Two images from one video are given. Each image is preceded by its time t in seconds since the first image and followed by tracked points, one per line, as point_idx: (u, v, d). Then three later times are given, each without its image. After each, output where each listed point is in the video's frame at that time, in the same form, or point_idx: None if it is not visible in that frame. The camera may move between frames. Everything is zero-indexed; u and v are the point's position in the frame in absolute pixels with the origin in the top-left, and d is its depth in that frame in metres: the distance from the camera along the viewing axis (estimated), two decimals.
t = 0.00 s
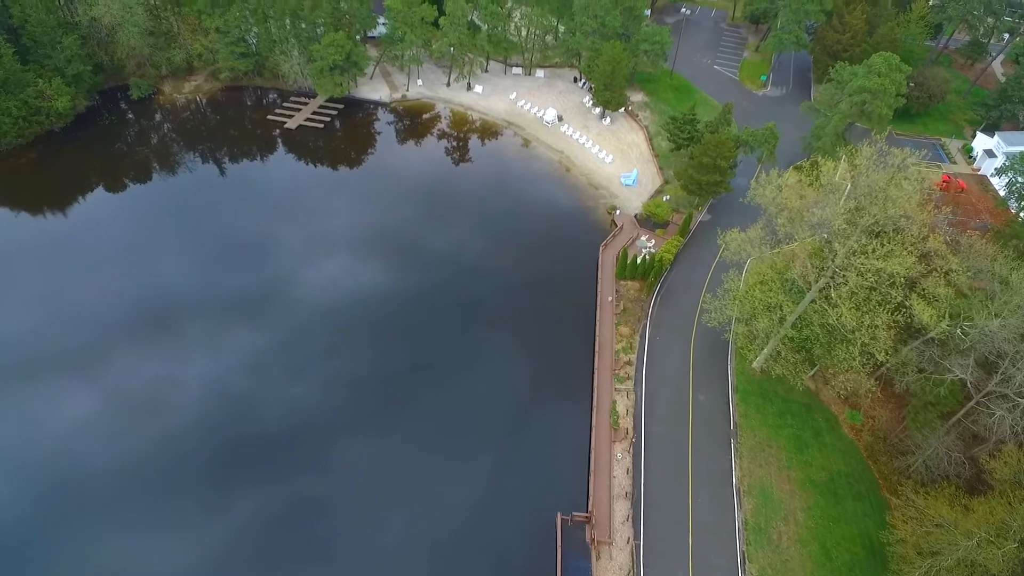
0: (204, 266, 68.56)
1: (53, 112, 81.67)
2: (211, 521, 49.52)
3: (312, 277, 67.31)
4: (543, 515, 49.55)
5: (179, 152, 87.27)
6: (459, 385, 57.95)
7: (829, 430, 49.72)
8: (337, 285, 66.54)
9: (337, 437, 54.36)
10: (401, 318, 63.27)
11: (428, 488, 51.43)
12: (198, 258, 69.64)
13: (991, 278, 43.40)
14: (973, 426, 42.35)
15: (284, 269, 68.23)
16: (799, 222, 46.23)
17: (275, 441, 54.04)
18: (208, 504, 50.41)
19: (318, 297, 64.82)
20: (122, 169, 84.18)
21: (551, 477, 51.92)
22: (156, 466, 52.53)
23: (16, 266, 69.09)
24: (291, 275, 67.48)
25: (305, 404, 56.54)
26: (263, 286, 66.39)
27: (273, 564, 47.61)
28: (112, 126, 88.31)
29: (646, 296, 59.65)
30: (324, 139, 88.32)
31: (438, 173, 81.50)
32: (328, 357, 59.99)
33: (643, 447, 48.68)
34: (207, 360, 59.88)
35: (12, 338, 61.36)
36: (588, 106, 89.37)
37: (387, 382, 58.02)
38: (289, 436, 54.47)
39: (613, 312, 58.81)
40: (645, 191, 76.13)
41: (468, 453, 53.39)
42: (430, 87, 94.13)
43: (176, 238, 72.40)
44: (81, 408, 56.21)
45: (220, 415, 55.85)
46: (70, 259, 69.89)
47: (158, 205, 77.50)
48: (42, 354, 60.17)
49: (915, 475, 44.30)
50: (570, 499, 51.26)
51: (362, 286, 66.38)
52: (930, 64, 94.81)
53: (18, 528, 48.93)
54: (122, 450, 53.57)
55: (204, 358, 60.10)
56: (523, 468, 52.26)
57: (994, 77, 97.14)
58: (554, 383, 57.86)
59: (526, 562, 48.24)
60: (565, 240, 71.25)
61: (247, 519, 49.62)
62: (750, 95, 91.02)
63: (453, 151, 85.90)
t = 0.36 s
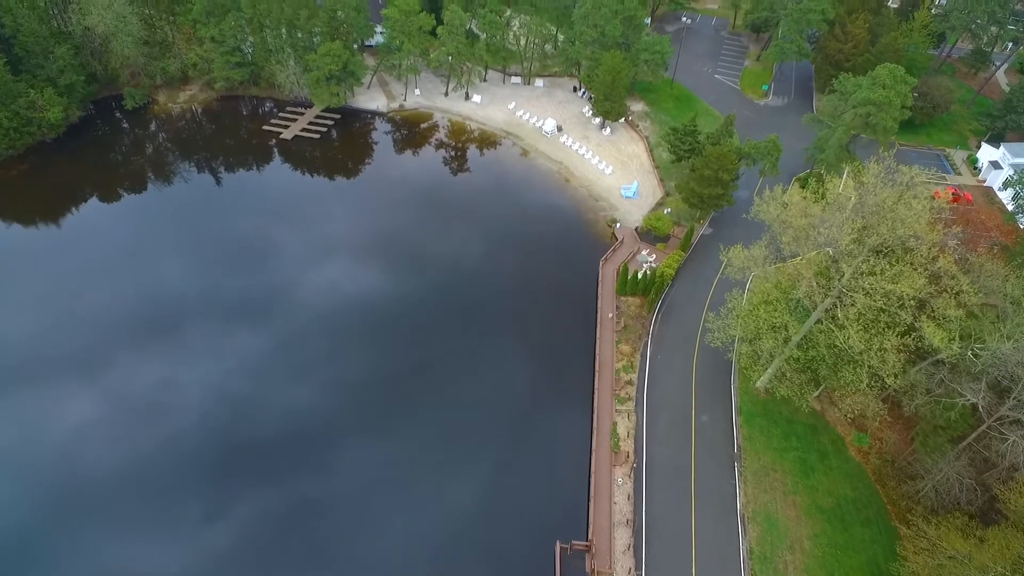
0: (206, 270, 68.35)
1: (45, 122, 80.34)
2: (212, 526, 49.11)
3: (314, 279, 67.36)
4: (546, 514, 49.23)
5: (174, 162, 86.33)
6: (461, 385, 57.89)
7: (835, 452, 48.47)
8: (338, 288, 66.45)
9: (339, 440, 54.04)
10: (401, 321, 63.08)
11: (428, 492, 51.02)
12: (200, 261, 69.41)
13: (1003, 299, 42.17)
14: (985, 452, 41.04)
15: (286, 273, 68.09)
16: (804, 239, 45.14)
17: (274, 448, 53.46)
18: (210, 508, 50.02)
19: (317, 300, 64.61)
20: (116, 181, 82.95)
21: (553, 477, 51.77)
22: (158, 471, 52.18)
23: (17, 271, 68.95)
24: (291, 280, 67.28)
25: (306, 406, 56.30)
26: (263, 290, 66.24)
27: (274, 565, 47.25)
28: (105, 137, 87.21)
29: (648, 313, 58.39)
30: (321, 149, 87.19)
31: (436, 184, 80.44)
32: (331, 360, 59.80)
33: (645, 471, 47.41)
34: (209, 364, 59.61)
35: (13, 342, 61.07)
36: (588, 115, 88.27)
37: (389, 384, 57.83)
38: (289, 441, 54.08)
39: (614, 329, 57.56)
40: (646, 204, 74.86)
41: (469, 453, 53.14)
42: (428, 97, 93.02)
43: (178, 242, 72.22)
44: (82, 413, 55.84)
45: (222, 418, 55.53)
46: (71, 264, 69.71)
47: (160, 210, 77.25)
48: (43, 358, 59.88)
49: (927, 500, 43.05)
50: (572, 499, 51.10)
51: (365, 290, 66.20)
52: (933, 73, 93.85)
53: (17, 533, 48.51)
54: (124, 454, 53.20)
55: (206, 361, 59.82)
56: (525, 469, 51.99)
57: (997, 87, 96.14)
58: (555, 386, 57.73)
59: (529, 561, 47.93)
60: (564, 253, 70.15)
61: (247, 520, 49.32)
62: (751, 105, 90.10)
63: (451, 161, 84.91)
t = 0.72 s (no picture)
0: (207, 277, 68.30)
1: (36, 135, 79.21)
2: (212, 533, 48.81)
3: (315, 285, 67.37)
4: (548, 513, 49.52)
5: (170, 173, 85.43)
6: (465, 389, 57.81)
7: (842, 478, 47.08)
8: (340, 294, 66.47)
9: (341, 446, 53.99)
10: (401, 328, 62.95)
11: (428, 499, 50.82)
12: (201, 268, 69.38)
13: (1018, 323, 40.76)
14: (1000, 482, 39.58)
15: (288, 279, 68.22)
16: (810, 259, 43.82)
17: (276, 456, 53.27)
18: (210, 514, 49.87)
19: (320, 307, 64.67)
20: (109, 193, 81.91)
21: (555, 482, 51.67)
22: (159, 477, 51.98)
23: (19, 277, 68.98)
24: (293, 286, 67.29)
25: (308, 411, 56.30)
26: (264, 296, 66.26)
27: (275, 567, 47.16)
28: (99, 149, 86.18)
29: (650, 332, 57.16)
30: (317, 160, 86.14)
31: (433, 197, 79.36)
32: (332, 365, 59.85)
33: (647, 498, 46.13)
34: (209, 370, 59.46)
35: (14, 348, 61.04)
36: (588, 127, 87.17)
37: (391, 391, 57.73)
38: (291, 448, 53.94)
39: (614, 350, 56.35)
40: (646, 219, 73.46)
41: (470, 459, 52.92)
42: (426, 108, 91.98)
43: (180, 248, 72.27)
44: (83, 420, 55.64)
45: (222, 423, 55.46)
46: (73, 271, 69.68)
47: (161, 218, 77.23)
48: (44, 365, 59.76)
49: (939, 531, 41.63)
50: (574, 505, 51.16)
51: (366, 297, 66.08)
52: (937, 84, 92.88)
53: (16, 541, 48.14)
54: (124, 461, 52.99)
55: (208, 368, 59.71)
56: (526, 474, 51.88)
57: (1001, 98, 95.11)
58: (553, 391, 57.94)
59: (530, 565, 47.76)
60: (563, 267, 69.03)
61: (248, 523, 49.25)
62: (753, 116, 89.19)
63: (449, 172, 83.93)
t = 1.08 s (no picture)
0: (208, 283, 68.03)
1: (27, 149, 77.88)
2: (210, 543, 48.36)
3: (315, 292, 66.90)
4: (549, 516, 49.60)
5: (164, 185, 84.34)
6: (468, 393, 57.56)
7: (850, 506, 45.62)
8: (342, 300, 66.18)
9: (343, 450, 53.76)
10: (401, 334, 62.56)
11: (429, 505, 50.48)
12: (202, 275, 69.11)
13: None
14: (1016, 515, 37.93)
15: (288, 285, 67.79)
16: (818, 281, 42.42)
17: (275, 462, 52.97)
18: (211, 521, 49.58)
19: (319, 313, 64.37)
20: (101, 206, 80.82)
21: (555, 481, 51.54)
22: (158, 484, 51.75)
23: (20, 283, 68.98)
24: (292, 293, 66.87)
25: (309, 416, 56.05)
26: (264, 301, 65.96)
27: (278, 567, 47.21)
28: (91, 162, 84.97)
29: (651, 353, 55.87)
30: (314, 172, 84.96)
31: (431, 210, 78.13)
32: (333, 372, 59.41)
33: (649, 527, 44.82)
34: (209, 377, 59.12)
35: (14, 354, 60.91)
36: (588, 139, 85.93)
37: (394, 394, 57.53)
38: (291, 453, 53.64)
39: (614, 370, 55.04)
40: (647, 234, 71.97)
41: (473, 462, 52.60)
42: (423, 120, 90.75)
43: (180, 254, 72.14)
44: (83, 427, 55.44)
45: (220, 430, 55.14)
46: (73, 277, 69.60)
47: (158, 227, 76.79)
48: (45, 370, 59.58)
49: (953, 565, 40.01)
50: (576, 510, 50.88)
51: (366, 304, 65.70)
52: (941, 95, 91.80)
53: (14, 546, 47.99)
54: (123, 468, 52.73)
55: (207, 374, 59.39)
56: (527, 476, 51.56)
57: (1006, 109, 93.95)
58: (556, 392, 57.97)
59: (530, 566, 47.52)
60: (563, 282, 67.72)
61: (249, 531, 48.90)
62: (755, 127, 88.13)
63: (447, 184, 82.71)
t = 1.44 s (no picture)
0: (209, 288, 68.21)
1: (17, 161, 76.61)
2: (212, 547, 48.71)
3: (315, 295, 67.27)
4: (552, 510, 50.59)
5: (159, 196, 83.26)
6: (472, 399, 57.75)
7: (859, 534, 44.20)
8: (342, 304, 66.37)
9: (345, 454, 54.05)
10: (403, 337, 62.96)
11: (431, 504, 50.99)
12: (203, 280, 69.29)
13: None
14: None
15: (289, 290, 67.90)
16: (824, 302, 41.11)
17: (276, 466, 53.20)
18: (215, 520, 50.20)
19: (320, 317, 64.57)
20: (93, 218, 79.65)
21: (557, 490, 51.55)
22: (159, 488, 52.04)
23: (24, 288, 69.54)
24: (292, 297, 67.01)
25: (309, 421, 56.20)
26: (265, 307, 66.06)
27: (281, 565, 47.78)
28: (83, 173, 83.72)
29: (652, 373, 54.59)
30: (310, 184, 83.74)
31: (428, 222, 76.96)
32: (333, 376, 59.58)
33: (651, 556, 43.62)
34: (210, 382, 59.27)
35: (15, 359, 61.21)
36: (588, 151, 84.70)
37: (395, 399, 57.66)
38: (292, 457, 53.81)
39: (615, 391, 53.76)
40: (648, 248, 70.67)
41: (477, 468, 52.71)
42: (421, 131, 89.43)
43: (181, 259, 72.39)
44: (84, 430, 55.75)
45: (220, 434, 55.37)
46: (75, 282, 70.00)
47: (158, 234, 76.62)
48: (46, 374, 59.92)
49: None
50: (575, 534, 49.77)
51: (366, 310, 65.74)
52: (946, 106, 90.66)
53: (16, 551, 48.30)
54: (125, 471, 53.08)
55: (208, 378, 59.60)
56: (529, 477, 52.07)
57: (1010, 120, 92.85)
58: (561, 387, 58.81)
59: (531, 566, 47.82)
60: (562, 297, 66.55)
61: (249, 537, 49.12)
62: (756, 139, 87.01)
63: (445, 196, 81.60)
